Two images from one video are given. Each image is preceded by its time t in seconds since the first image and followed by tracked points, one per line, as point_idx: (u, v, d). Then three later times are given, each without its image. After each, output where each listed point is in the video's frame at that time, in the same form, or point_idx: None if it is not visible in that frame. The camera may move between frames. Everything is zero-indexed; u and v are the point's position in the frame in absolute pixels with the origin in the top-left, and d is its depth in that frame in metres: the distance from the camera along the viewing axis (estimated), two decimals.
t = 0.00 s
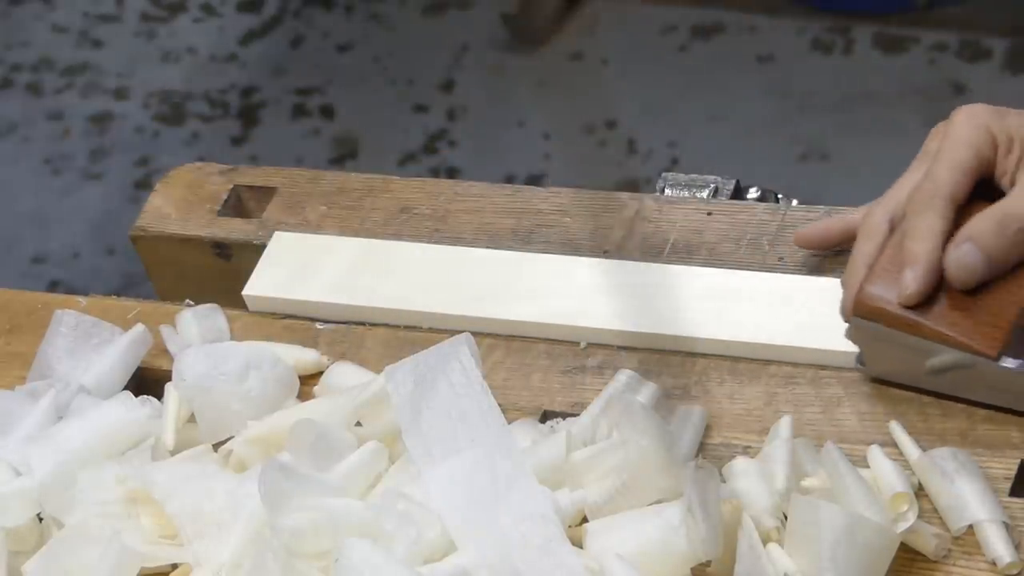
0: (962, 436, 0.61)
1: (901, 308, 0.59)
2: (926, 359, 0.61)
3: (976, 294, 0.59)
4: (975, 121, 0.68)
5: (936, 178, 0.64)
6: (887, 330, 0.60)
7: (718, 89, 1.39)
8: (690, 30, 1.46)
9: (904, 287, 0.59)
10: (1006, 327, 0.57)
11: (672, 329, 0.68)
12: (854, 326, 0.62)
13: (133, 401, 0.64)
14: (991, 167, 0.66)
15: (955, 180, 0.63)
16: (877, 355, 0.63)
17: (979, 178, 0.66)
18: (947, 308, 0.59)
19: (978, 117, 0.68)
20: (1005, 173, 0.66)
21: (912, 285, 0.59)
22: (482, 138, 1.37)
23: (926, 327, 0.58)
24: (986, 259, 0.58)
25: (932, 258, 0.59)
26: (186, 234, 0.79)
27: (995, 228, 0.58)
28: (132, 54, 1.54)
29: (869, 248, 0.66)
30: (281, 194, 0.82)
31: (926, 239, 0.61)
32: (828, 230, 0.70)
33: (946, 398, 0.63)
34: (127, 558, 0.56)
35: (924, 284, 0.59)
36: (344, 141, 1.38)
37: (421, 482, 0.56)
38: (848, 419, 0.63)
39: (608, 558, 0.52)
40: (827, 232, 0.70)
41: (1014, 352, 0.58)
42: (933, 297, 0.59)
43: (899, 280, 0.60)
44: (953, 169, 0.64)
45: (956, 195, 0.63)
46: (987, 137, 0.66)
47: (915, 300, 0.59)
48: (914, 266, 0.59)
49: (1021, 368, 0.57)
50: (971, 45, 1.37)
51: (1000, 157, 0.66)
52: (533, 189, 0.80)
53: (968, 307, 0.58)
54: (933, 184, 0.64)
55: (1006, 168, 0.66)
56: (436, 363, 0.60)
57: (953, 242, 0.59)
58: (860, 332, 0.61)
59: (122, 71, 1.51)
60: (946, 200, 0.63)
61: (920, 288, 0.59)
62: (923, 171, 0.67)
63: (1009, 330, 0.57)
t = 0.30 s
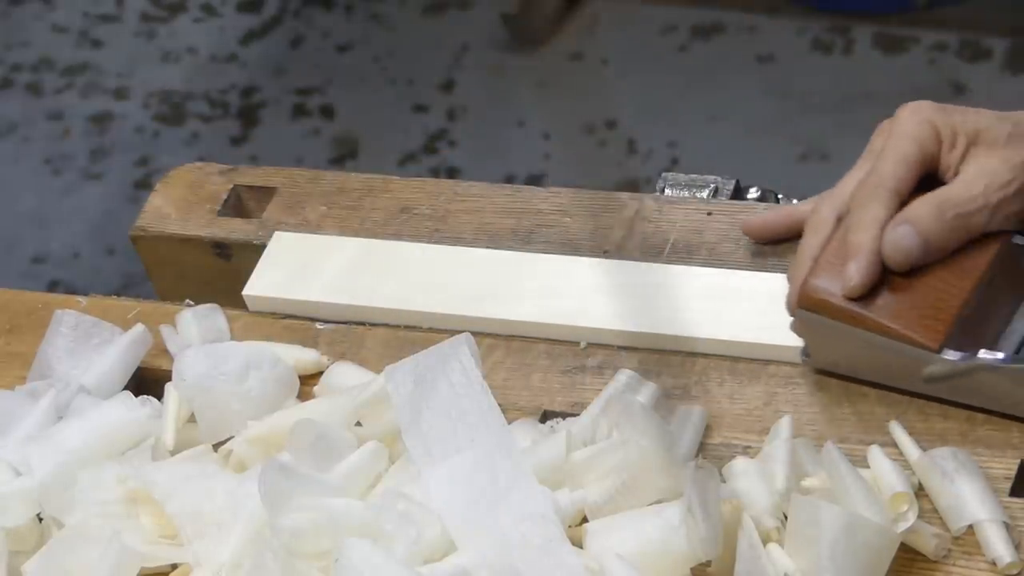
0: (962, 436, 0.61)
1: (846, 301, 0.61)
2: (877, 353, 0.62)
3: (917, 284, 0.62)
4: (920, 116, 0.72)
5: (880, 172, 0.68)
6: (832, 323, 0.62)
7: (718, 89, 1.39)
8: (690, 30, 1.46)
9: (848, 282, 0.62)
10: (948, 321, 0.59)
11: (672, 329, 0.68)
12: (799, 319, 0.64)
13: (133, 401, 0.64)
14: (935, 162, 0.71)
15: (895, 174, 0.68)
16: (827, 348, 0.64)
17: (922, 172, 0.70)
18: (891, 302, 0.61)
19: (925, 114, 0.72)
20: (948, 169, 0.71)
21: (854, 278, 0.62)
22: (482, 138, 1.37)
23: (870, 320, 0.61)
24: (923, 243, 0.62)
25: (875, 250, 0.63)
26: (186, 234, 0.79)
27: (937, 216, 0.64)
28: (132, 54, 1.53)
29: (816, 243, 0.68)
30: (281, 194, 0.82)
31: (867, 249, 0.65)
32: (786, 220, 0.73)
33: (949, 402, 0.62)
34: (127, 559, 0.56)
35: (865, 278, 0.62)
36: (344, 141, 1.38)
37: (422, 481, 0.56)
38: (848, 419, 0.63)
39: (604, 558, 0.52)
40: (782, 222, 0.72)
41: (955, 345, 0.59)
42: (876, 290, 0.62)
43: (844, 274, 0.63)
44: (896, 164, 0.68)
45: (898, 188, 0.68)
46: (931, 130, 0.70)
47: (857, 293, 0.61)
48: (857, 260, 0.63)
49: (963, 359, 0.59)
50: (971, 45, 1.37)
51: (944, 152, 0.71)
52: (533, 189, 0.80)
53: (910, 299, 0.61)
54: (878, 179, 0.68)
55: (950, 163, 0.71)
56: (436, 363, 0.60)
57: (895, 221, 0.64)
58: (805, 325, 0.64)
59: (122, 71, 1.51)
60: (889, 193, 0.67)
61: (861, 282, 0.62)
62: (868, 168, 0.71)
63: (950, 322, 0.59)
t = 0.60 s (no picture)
0: (961, 437, 0.61)
1: (812, 297, 0.61)
2: (846, 350, 0.62)
3: (882, 278, 0.62)
4: (882, 113, 0.71)
5: (844, 168, 0.68)
6: (798, 320, 0.62)
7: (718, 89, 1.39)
8: (690, 30, 1.47)
9: (814, 277, 0.62)
10: (913, 316, 0.59)
11: (673, 329, 0.68)
12: (767, 316, 0.63)
13: (133, 401, 0.64)
14: (898, 159, 0.70)
15: (858, 169, 0.68)
16: (794, 344, 0.64)
17: (885, 169, 0.69)
18: (857, 298, 0.61)
19: (887, 112, 0.71)
20: (914, 165, 0.70)
21: (819, 273, 0.61)
22: (482, 138, 1.37)
23: (837, 316, 0.60)
24: (885, 233, 0.62)
25: (839, 246, 0.63)
26: (186, 234, 0.79)
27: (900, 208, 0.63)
28: (132, 54, 1.53)
29: (782, 241, 0.68)
30: (281, 194, 0.82)
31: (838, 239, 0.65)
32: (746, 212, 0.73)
33: (948, 405, 0.62)
34: (127, 559, 0.56)
35: (831, 272, 0.61)
36: (344, 141, 1.38)
37: (422, 481, 0.56)
38: (848, 419, 0.63)
39: (602, 557, 0.53)
40: (746, 212, 0.73)
41: (921, 341, 0.59)
42: (842, 286, 0.62)
43: (810, 271, 0.62)
44: (860, 160, 0.68)
45: (863, 183, 0.68)
46: (894, 127, 0.69)
47: (823, 289, 0.61)
48: (822, 255, 0.62)
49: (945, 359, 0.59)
50: (971, 45, 1.37)
51: (908, 150, 0.70)
52: (533, 189, 0.80)
53: (875, 294, 0.61)
54: (841, 175, 0.68)
55: (915, 160, 0.70)
56: (436, 363, 0.60)
57: (857, 213, 0.64)
58: (771, 322, 0.63)
59: (122, 71, 1.51)
60: (853, 189, 0.67)
61: (827, 276, 0.61)
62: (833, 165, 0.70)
63: (915, 318, 0.59)
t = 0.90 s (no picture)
0: (962, 438, 0.61)
1: (770, 295, 0.62)
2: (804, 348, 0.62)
3: (839, 276, 0.63)
4: (836, 111, 0.71)
5: (800, 166, 0.69)
6: (757, 318, 0.63)
7: (718, 89, 1.39)
8: (690, 30, 1.47)
9: (772, 276, 0.62)
10: (870, 313, 0.60)
11: (676, 329, 0.68)
12: (725, 315, 0.64)
13: (133, 401, 0.64)
14: (852, 155, 0.70)
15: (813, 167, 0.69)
16: (752, 343, 0.64)
17: (840, 166, 0.70)
18: (813, 296, 0.61)
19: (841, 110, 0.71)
20: (868, 160, 0.70)
21: (778, 271, 0.62)
22: (482, 138, 1.37)
23: (794, 313, 0.61)
24: (840, 229, 0.63)
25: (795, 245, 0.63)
26: (186, 234, 0.79)
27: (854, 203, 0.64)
28: (133, 54, 1.54)
29: (740, 240, 0.69)
30: (281, 194, 0.82)
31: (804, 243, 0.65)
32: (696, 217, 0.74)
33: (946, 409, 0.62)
34: (127, 559, 0.56)
35: (788, 271, 0.62)
36: (344, 141, 1.38)
37: (422, 481, 0.56)
38: (848, 419, 0.63)
39: (602, 555, 0.54)
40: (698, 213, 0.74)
41: (878, 337, 0.60)
42: (799, 284, 0.62)
43: (769, 269, 0.63)
44: (816, 157, 0.69)
45: (819, 180, 0.68)
46: (849, 125, 0.70)
47: (780, 287, 0.62)
48: (780, 254, 0.63)
49: (944, 368, 0.59)
50: (971, 45, 1.37)
51: (862, 146, 0.70)
52: (533, 189, 0.80)
53: (833, 292, 0.62)
54: (796, 173, 0.69)
55: (869, 157, 0.70)
56: (435, 363, 0.60)
57: (812, 209, 0.65)
58: (730, 320, 0.64)
59: (122, 71, 1.51)
60: (810, 186, 0.68)
61: (784, 275, 0.62)
62: (789, 164, 0.71)
63: (872, 314, 0.60)
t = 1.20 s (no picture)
0: (963, 439, 0.61)
1: (697, 287, 0.64)
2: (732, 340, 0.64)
3: (763, 269, 0.65)
4: (764, 107, 0.74)
5: (729, 160, 0.72)
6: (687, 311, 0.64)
7: (718, 89, 1.39)
8: (690, 30, 1.47)
9: (697, 268, 0.64)
10: (791, 305, 0.62)
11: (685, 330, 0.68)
12: (655, 308, 0.66)
13: (133, 401, 0.64)
14: (780, 149, 0.73)
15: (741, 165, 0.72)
16: (679, 334, 0.66)
17: (767, 160, 0.73)
18: (740, 290, 0.63)
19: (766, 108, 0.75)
20: (796, 153, 0.73)
21: (705, 266, 0.64)
22: (482, 138, 1.37)
23: (720, 306, 0.63)
24: (765, 220, 0.65)
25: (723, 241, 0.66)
26: (186, 233, 0.79)
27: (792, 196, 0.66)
28: (133, 54, 1.54)
29: (671, 233, 0.71)
30: (281, 194, 0.82)
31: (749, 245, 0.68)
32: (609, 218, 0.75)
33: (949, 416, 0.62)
34: (127, 558, 0.56)
35: (712, 265, 0.64)
36: (344, 141, 1.38)
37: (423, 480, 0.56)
38: (848, 419, 0.63)
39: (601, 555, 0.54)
40: (632, 209, 0.75)
41: (803, 328, 0.62)
42: (725, 277, 0.65)
43: (697, 261, 0.65)
44: (743, 153, 0.72)
45: (745, 174, 0.72)
46: (774, 121, 0.73)
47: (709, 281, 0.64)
48: (706, 249, 0.65)
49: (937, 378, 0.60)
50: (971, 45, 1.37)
51: (790, 140, 0.73)
52: (533, 189, 0.80)
53: (758, 285, 0.64)
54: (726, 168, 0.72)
55: (797, 150, 0.73)
56: (435, 362, 0.60)
57: (738, 200, 0.67)
58: (687, 327, 0.65)
59: (122, 71, 1.51)
60: (738, 180, 0.71)
61: (711, 269, 0.64)
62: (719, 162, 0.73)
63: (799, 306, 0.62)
